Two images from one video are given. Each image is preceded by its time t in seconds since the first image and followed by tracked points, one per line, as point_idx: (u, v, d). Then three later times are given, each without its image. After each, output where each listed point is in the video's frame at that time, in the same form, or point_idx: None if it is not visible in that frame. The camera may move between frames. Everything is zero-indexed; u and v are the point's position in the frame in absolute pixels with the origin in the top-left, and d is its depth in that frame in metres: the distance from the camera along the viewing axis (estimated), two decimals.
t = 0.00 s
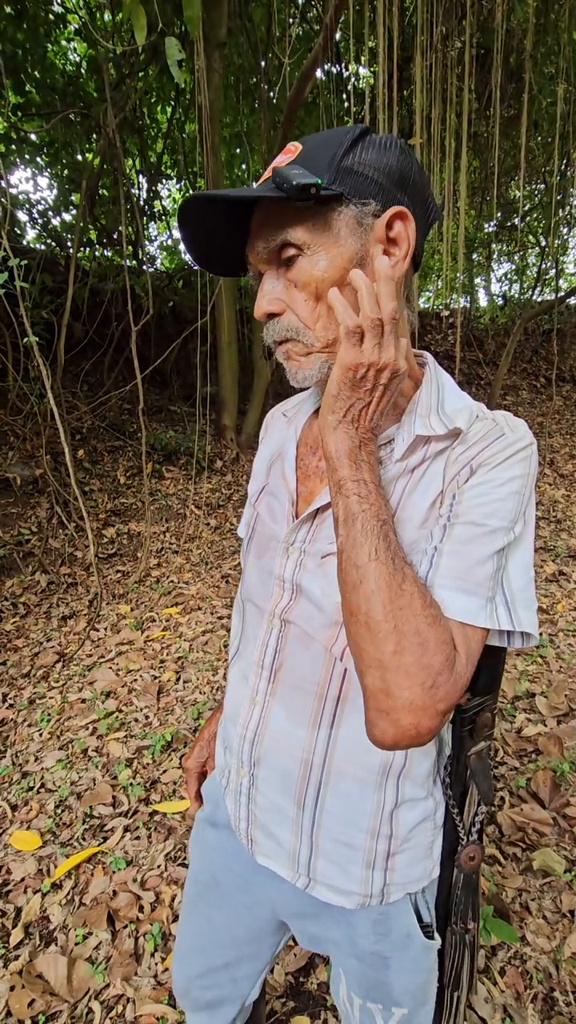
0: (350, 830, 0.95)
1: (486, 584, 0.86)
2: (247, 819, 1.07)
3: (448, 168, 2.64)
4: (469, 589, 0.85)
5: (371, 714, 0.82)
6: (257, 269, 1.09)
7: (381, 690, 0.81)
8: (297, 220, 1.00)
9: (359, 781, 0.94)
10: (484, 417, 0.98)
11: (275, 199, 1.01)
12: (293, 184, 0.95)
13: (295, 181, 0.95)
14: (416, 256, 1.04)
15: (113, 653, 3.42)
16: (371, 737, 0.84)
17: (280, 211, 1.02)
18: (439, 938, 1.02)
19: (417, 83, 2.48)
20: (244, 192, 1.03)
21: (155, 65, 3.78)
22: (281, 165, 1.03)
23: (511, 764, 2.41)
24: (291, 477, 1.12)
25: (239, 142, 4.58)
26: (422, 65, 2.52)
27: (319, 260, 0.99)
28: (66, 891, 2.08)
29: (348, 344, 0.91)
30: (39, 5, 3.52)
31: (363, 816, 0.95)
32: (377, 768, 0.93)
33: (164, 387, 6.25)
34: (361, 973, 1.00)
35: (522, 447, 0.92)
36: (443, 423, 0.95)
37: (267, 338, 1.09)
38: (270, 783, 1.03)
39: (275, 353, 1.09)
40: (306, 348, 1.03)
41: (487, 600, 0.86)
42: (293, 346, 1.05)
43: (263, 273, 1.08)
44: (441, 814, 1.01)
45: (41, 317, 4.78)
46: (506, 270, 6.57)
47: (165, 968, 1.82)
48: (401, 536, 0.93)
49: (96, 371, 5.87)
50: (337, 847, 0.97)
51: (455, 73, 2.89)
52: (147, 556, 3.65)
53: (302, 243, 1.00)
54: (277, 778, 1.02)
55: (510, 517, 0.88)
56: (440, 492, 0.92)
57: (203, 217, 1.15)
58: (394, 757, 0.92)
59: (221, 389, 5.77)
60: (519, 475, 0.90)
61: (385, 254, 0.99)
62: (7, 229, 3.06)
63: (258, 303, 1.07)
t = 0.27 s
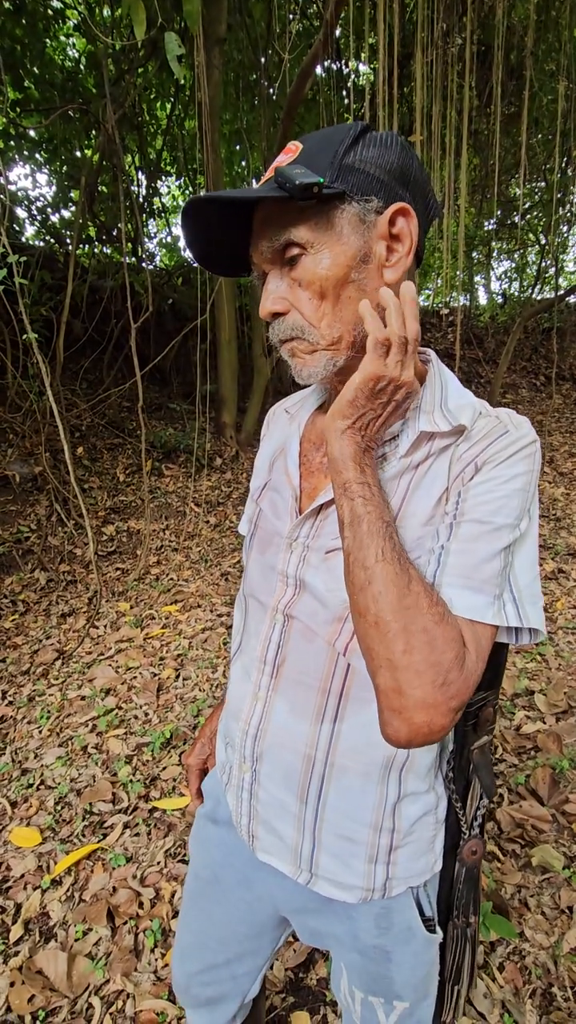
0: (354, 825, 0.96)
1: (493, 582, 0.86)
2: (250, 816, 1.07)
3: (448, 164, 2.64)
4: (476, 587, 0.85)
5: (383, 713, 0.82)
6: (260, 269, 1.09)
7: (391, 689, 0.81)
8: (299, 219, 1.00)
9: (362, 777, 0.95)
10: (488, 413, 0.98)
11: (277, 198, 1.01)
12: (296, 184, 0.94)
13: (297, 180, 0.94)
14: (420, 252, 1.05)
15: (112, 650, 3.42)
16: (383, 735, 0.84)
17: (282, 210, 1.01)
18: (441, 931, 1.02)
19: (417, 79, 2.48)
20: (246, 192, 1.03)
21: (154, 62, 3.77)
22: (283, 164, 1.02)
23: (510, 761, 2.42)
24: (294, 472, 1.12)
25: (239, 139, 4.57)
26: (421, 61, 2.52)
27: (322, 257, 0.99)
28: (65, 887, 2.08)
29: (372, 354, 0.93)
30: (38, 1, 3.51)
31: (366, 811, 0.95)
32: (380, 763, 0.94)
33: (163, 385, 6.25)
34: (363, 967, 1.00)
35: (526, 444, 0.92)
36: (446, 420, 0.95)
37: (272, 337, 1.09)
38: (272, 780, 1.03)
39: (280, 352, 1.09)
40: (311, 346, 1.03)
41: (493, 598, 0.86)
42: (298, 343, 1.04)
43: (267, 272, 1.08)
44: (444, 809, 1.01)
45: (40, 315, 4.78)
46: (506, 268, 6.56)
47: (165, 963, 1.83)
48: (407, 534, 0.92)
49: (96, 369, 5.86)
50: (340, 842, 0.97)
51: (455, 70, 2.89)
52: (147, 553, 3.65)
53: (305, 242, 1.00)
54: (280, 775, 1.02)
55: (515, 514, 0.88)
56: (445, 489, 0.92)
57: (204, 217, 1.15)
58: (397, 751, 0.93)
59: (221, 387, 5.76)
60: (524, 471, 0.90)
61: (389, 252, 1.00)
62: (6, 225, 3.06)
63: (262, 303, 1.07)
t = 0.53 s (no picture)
0: (353, 821, 0.96)
1: (492, 578, 0.86)
2: (250, 812, 1.07)
3: (447, 163, 2.63)
4: (475, 583, 0.85)
5: (382, 709, 0.82)
6: (261, 266, 1.09)
7: (390, 685, 0.81)
8: (299, 215, 0.99)
9: (362, 773, 0.95)
10: (488, 409, 0.98)
11: (278, 195, 1.01)
12: (294, 181, 0.95)
13: (295, 177, 0.95)
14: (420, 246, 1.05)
15: (111, 649, 3.42)
16: (382, 732, 0.84)
17: (283, 207, 1.01)
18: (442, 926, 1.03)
19: (417, 77, 2.47)
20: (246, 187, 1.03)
21: (153, 59, 3.76)
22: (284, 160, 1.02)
23: (508, 760, 2.42)
24: (295, 469, 1.12)
25: (237, 137, 4.56)
26: (420, 59, 2.51)
27: (322, 253, 0.99)
28: (64, 886, 2.08)
29: (365, 352, 0.94)
30: None
31: (367, 807, 0.95)
32: (380, 760, 0.93)
33: (161, 383, 6.24)
34: (363, 964, 1.00)
35: (527, 441, 0.92)
36: (447, 416, 0.95)
37: (272, 333, 1.08)
38: (272, 776, 1.03)
39: (279, 348, 1.08)
40: (310, 342, 1.02)
41: (493, 594, 0.86)
42: (297, 339, 1.04)
43: (267, 269, 1.07)
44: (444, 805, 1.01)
45: (38, 314, 4.77)
46: (504, 267, 6.56)
47: (163, 962, 1.82)
48: (406, 530, 0.92)
49: (94, 367, 5.85)
50: (340, 838, 0.97)
51: (454, 67, 2.89)
52: (145, 552, 3.65)
53: (303, 238, 1.00)
54: (280, 771, 1.01)
55: (516, 510, 0.88)
56: (445, 487, 0.92)
57: (205, 214, 1.15)
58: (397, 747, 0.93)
59: (219, 386, 5.76)
60: (525, 467, 0.90)
61: (388, 247, 0.99)
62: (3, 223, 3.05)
63: (262, 299, 1.06)
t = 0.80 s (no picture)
0: (349, 821, 0.96)
1: (488, 581, 0.86)
2: (247, 812, 1.07)
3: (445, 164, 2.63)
4: (471, 586, 0.85)
5: (376, 714, 0.82)
6: (258, 268, 1.09)
7: (383, 690, 0.81)
8: (292, 217, 1.00)
9: (359, 773, 0.95)
10: (486, 411, 0.98)
11: (272, 198, 1.01)
12: (285, 184, 0.96)
13: (287, 179, 0.96)
14: (416, 246, 1.05)
15: (108, 649, 3.42)
16: (379, 736, 0.84)
17: (277, 210, 1.01)
18: (439, 929, 1.03)
19: (414, 77, 2.48)
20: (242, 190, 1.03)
21: (150, 58, 3.76)
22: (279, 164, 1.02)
23: (506, 760, 2.43)
24: (293, 469, 1.12)
25: (235, 136, 4.55)
26: (418, 59, 2.51)
27: (315, 255, 0.99)
28: (61, 887, 2.08)
29: (351, 357, 0.94)
30: None
31: (363, 807, 0.95)
32: (376, 760, 0.94)
33: (159, 383, 6.24)
34: (360, 964, 1.00)
35: (525, 442, 0.92)
36: (444, 416, 0.94)
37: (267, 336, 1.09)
38: (269, 776, 1.03)
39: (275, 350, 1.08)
40: (305, 343, 1.03)
41: (489, 596, 0.86)
42: (292, 340, 1.04)
43: (263, 271, 1.07)
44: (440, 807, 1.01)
45: (36, 313, 4.76)
46: (502, 267, 6.56)
47: (161, 962, 1.83)
48: (402, 531, 0.93)
49: (91, 367, 5.85)
50: (336, 837, 0.97)
51: (451, 68, 2.89)
52: (143, 552, 3.65)
53: (297, 240, 1.00)
54: (277, 771, 1.02)
55: (512, 512, 0.88)
56: (441, 489, 0.92)
57: (203, 218, 1.15)
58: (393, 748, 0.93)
59: (217, 386, 5.75)
60: (521, 469, 0.90)
61: (382, 249, 0.99)
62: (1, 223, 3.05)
63: (258, 301, 1.06)
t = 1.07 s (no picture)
0: (346, 824, 0.95)
1: (487, 580, 0.86)
2: (243, 815, 1.07)
3: (443, 163, 2.63)
4: (469, 584, 0.85)
5: (372, 713, 0.82)
6: (254, 270, 1.09)
7: (379, 689, 0.80)
8: (286, 219, 1.00)
9: (356, 775, 0.94)
10: (483, 412, 0.98)
11: (266, 201, 1.01)
12: (277, 186, 0.96)
13: (278, 183, 0.96)
14: (413, 245, 1.05)
15: (107, 650, 3.41)
16: (373, 737, 0.84)
17: (271, 211, 1.01)
18: (437, 931, 1.04)
19: (413, 77, 2.47)
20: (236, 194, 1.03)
21: (148, 57, 3.75)
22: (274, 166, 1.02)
23: (504, 759, 2.42)
24: (290, 470, 1.11)
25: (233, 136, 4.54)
26: (416, 58, 2.51)
27: (310, 256, 0.98)
28: (59, 889, 2.08)
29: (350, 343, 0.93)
30: None
31: (360, 810, 0.94)
32: (373, 763, 0.93)
33: (158, 383, 6.23)
34: (358, 967, 1.00)
35: (522, 442, 0.92)
36: (441, 417, 0.94)
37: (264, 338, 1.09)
38: (266, 779, 1.02)
39: (272, 352, 1.08)
40: (299, 345, 1.02)
41: (487, 596, 0.85)
42: (288, 342, 1.04)
43: (259, 272, 1.07)
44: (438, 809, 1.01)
45: (34, 313, 4.76)
46: (501, 266, 6.56)
47: (158, 964, 1.82)
48: (400, 534, 0.92)
49: (90, 366, 5.84)
50: (334, 840, 0.96)
51: (450, 67, 2.89)
52: (141, 552, 3.64)
53: (291, 241, 1.00)
54: (274, 774, 1.01)
55: (510, 512, 0.88)
56: (439, 489, 0.92)
57: (199, 223, 1.15)
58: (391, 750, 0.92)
59: (216, 386, 5.75)
60: (519, 468, 0.90)
61: (376, 249, 0.99)
62: None
63: (255, 303, 1.06)
